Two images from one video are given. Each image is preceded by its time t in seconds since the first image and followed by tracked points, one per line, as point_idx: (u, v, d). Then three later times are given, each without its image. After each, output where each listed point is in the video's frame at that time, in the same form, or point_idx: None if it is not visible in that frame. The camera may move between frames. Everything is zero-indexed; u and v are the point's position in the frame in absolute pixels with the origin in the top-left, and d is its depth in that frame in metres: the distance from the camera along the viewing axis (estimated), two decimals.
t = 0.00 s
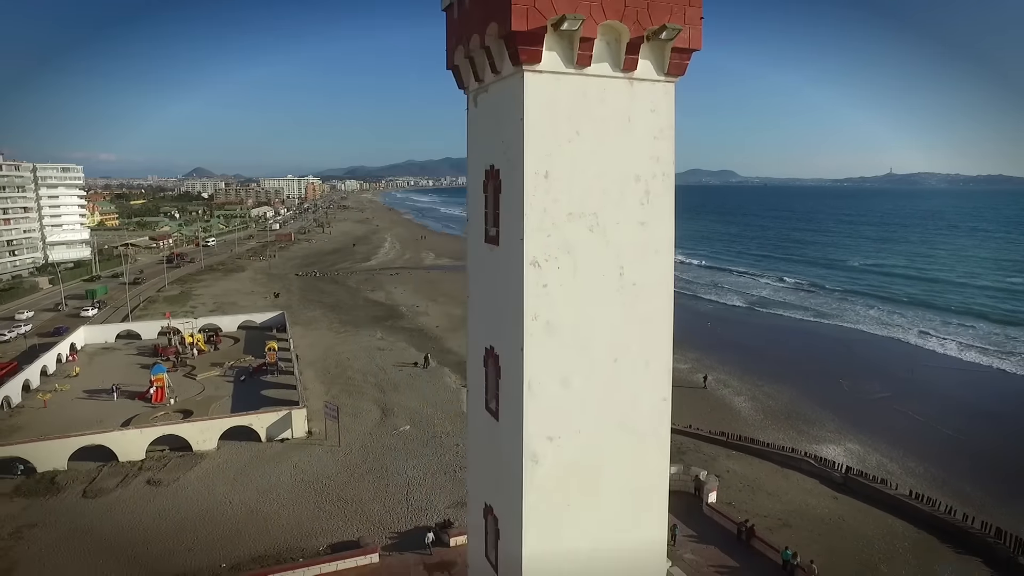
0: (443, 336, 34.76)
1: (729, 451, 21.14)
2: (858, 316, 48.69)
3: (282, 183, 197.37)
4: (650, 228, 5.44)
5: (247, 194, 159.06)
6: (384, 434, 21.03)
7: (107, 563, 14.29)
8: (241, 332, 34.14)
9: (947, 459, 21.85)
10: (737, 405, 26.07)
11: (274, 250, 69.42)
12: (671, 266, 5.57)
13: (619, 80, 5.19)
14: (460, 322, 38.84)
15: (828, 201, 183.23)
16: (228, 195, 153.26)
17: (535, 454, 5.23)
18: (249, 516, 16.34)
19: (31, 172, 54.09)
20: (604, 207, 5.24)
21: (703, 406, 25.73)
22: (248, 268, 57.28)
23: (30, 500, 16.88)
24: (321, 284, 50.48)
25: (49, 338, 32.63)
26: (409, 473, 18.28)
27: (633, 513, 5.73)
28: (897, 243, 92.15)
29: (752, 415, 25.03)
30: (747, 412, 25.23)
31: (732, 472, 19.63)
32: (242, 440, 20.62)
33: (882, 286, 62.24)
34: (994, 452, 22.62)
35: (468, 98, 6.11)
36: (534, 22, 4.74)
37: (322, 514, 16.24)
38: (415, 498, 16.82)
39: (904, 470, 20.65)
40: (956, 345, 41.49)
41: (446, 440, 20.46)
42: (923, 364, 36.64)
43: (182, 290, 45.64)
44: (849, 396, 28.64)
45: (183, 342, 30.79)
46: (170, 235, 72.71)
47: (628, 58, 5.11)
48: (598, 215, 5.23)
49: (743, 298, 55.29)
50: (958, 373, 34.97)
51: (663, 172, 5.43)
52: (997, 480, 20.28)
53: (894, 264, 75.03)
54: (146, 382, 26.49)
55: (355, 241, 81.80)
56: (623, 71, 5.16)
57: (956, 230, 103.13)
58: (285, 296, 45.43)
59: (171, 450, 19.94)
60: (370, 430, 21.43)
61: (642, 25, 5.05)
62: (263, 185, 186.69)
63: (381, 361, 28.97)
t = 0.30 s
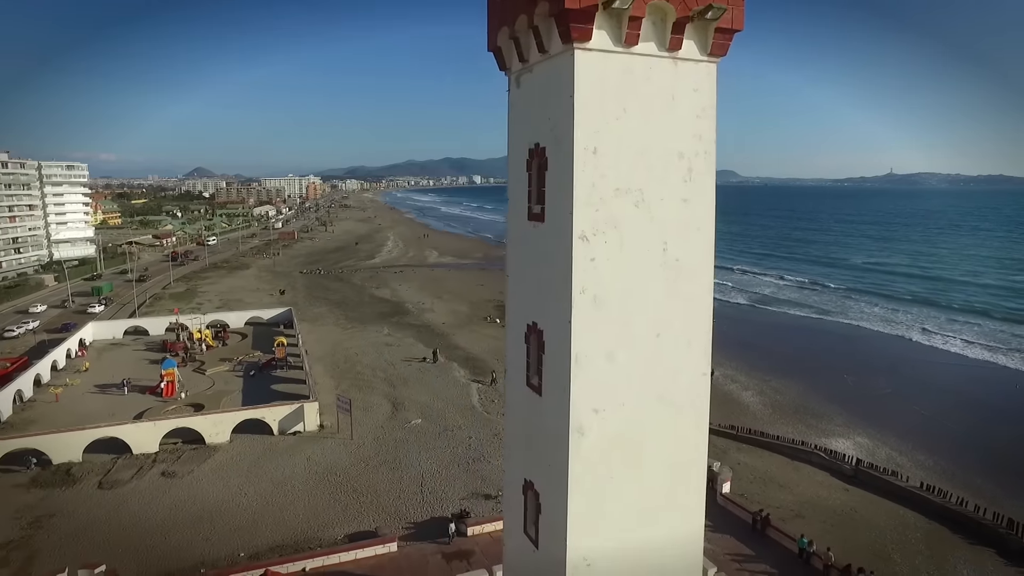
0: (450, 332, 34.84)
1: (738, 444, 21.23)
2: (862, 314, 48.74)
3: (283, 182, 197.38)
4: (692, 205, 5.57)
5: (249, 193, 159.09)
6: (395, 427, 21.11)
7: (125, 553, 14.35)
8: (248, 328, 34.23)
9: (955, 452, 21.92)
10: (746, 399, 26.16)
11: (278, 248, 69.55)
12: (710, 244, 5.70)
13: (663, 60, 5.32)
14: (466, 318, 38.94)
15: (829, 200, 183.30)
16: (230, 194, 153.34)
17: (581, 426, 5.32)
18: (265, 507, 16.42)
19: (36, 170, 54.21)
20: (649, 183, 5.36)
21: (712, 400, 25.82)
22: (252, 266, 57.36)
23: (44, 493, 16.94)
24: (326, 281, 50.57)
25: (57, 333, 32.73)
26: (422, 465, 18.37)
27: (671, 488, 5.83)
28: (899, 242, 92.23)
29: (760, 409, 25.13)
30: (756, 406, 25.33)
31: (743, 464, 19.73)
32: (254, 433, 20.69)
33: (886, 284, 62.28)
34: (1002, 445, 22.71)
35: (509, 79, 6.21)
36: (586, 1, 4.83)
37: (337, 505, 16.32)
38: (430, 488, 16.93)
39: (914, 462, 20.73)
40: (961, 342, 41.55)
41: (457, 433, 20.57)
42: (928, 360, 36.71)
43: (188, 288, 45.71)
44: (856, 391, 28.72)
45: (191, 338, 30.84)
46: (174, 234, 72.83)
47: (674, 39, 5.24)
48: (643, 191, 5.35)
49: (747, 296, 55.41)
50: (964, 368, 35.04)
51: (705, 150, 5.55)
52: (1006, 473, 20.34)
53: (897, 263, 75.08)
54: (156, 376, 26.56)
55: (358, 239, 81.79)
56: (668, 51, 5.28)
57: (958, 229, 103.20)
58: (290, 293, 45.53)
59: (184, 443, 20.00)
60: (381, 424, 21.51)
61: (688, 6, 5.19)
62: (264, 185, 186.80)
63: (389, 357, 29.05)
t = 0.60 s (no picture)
0: (457, 329, 34.93)
1: (749, 437, 21.35)
2: (866, 312, 48.83)
3: (284, 182, 197.46)
4: (735, 184, 5.71)
5: (250, 193, 159.20)
6: (408, 420, 21.21)
7: (145, 543, 14.46)
8: (256, 324, 34.32)
9: (965, 446, 22.00)
10: (754, 394, 26.28)
11: (281, 247, 69.64)
12: (752, 222, 5.86)
13: (708, 41, 5.44)
14: (473, 315, 39.03)
15: (830, 201, 183.39)
16: (232, 194, 153.43)
17: (629, 399, 5.44)
18: (281, 498, 16.51)
19: (41, 168, 54.31)
20: (695, 161, 5.51)
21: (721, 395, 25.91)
22: (257, 264, 57.43)
23: (61, 485, 17.06)
24: (331, 279, 50.67)
25: (66, 330, 32.82)
26: (436, 457, 18.49)
27: (713, 464, 5.96)
28: (901, 241, 92.31)
29: (769, 404, 25.24)
30: (764, 401, 25.43)
31: (754, 457, 19.84)
32: (267, 426, 20.76)
33: (889, 283, 62.39)
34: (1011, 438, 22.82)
35: (551, 62, 6.34)
36: None
37: (354, 495, 16.43)
38: (446, 479, 17.06)
39: (923, 456, 20.82)
40: (966, 339, 41.63)
41: (470, 427, 20.69)
42: (934, 356, 36.80)
43: (193, 285, 45.75)
44: (863, 387, 28.82)
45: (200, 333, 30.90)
46: (177, 232, 72.92)
47: (719, 20, 5.37)
48: (690, 169, 5.49)
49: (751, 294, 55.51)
50: (969, 365, 35.13)
51: (747, 131, 5.70)
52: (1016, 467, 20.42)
53: (900, 262, 75.20)
54: (166, 371, 26.62)
55: (361, 238, 81.91)
56: (713, 32, 5.41)
57: (960, 228, 103.32)
58: (296, 290, 45.62)
59: (197, 436, 20.09)
60: (394, 417, 21.60)
61: None
62: (265, 184, 186.94)
63: (398, 352, 29.15)
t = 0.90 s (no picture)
0: (465, 325, 35.09)
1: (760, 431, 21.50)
2: (870, 310, 48.96)
3: (285, 181, 197.91)
4: (776, 164, 5.87)
5: (252, 192, 159.27)
6: (421, 413, 21.35)
7: (165, 531, 14.56)
8: (264, 319, 34.44)
9: (974, 439, 22.12)
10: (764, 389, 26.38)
11: (285, 245, 69.80)
12: (792, 201, 6.01)
13: (751, 23, 5.57)
14: (479, 312, 39.15)
15: (830, 201, 183.62)
16: (233, 193, 153.58)
17: (676, 372, 5.57)
18: (299, 488, 16.63)
19: (46, 166, 54.43)
20: (740, 140, 5.65)
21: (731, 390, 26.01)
22: (261, 261, 57.53)
23: (79, 475, 17.21)
24: (336, 276, 50.81)
25: (74, 325, 32.90)
26: (451, 449, 18.62)
27: (753, 438, 6.12)
28: (903, 240, 92.55)
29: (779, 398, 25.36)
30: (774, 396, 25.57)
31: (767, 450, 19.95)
32: (281, 419, 20.85)
33: (892, 281, 62.57)
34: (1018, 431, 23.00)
35: (594, 46, 6.49)
36: None
37: (371, 485, 16.55)
38: (462, 470, 17.19)
39: (933, 449, 20.96)
40: (971, 336, 41.74)
41: (483, 420, 20.86)
42: (939, 353, 36.97)
43: (199, 282, 45.84)
44: (871, 382, 28.96)
45: (209, 328, 30.98)
46: (181, 230, 73.02)
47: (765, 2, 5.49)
48: (735, 149, 5.64)
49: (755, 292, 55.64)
50: (974, 361, 35.30)
51: (789, 111, 5.85)
52: None
53: (902, 261, 75.40)
54: (176, 365, 26.70)
55: (364, 237, 82.04)
56: (757, 14, 5.54)
57: (960, 228, 103.63)
58: (302, 287, 45.73)
59: (212, 428, 20.21)
60: (406, 411, 21.71)
61: None
62: (266, 184, 187.13)
63: (407, 347, 29.27)
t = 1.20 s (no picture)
0: (472, 321, 35.23)
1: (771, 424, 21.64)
2: (874, 307, 49.13)
3: (286, 180, 198.02)
4: (819, 144, 6.00)
5: (253, 191, 159.29)
6: (434, 407, 21.47)
7: (186, 521, 14.68)
8: (273, 316, 34.52)
9: (983, 433, 22.26)
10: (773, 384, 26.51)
11: (288, 243, 69.90)
12: (834, 181, 6.15)
13: (797, 6, 5.70)
14: (486, 309, 39.29)
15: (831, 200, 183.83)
16: (234, 192, 153.64)
17: (723, 346, 5.71)
18: (317, 478, 16.74)
19: (51, 164, 54.46)
20: (786, 121, 5.77)
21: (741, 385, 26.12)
22: (265, 259, 57.64)
23: (98, 467, 17.31)
24: (341, 274, 50.93)
25: (83, 321, 32.98)
26: (467, 441, 18.75)
27: (794, 412, 6.26)
28: (904, 239, 92.77)
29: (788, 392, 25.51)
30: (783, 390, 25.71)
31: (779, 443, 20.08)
32: (295, 412, 20.95)
33: (895, 279, 62.75)
34: None
35: (637, 30, 6.60)
36: None
37: (389, 476, 16.66)
38: (479, 461, 17.32)
39: (944, 442, 21.12)
40: (975, 333, 41.90)
41: (496, 413, 20.99)
42: (944, 349, 37.12)
43: (205, 279, 45.91)
44: (878, 377, 29.09)
45: (218, 324, 31.04)
46: (184, 229, 73.10)
47: None
48: (782, 129, 5.77)
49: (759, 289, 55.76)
50: (979, 357, 35.48)
51: (832, 94, 5.98)
52: None
53: (904, 260, 75.63)
54: (188, 360, 26.78)
55: (367, 235, 82.13)
56: None
57: (961, 227, 103.91)
58: (308, 284, 45.83)
59: (226, 421, 20.30)
60: (420, 404, 21.85)
61: None
62: (267, 183, 187.27)
63: (417, 343, 29.41)
